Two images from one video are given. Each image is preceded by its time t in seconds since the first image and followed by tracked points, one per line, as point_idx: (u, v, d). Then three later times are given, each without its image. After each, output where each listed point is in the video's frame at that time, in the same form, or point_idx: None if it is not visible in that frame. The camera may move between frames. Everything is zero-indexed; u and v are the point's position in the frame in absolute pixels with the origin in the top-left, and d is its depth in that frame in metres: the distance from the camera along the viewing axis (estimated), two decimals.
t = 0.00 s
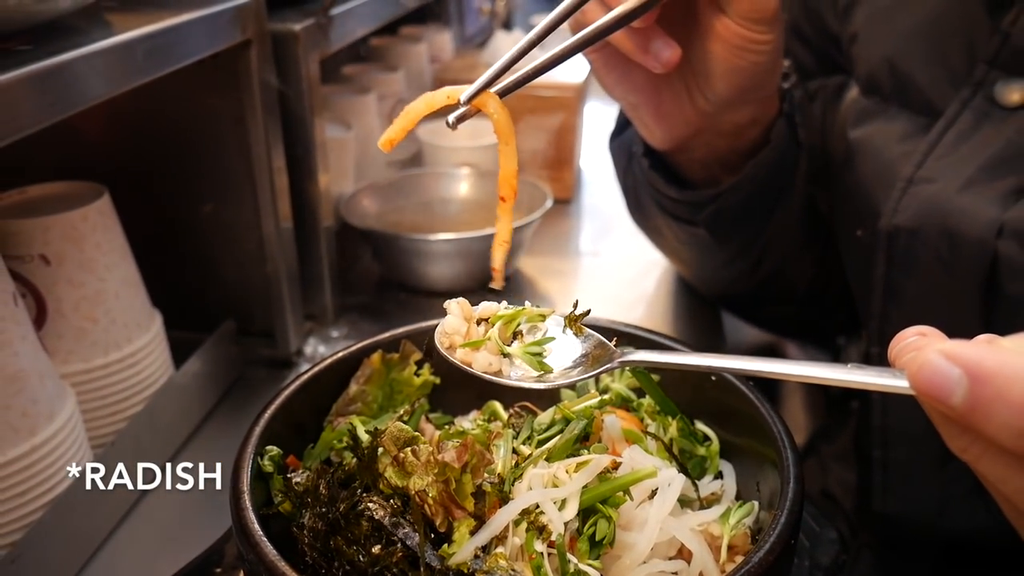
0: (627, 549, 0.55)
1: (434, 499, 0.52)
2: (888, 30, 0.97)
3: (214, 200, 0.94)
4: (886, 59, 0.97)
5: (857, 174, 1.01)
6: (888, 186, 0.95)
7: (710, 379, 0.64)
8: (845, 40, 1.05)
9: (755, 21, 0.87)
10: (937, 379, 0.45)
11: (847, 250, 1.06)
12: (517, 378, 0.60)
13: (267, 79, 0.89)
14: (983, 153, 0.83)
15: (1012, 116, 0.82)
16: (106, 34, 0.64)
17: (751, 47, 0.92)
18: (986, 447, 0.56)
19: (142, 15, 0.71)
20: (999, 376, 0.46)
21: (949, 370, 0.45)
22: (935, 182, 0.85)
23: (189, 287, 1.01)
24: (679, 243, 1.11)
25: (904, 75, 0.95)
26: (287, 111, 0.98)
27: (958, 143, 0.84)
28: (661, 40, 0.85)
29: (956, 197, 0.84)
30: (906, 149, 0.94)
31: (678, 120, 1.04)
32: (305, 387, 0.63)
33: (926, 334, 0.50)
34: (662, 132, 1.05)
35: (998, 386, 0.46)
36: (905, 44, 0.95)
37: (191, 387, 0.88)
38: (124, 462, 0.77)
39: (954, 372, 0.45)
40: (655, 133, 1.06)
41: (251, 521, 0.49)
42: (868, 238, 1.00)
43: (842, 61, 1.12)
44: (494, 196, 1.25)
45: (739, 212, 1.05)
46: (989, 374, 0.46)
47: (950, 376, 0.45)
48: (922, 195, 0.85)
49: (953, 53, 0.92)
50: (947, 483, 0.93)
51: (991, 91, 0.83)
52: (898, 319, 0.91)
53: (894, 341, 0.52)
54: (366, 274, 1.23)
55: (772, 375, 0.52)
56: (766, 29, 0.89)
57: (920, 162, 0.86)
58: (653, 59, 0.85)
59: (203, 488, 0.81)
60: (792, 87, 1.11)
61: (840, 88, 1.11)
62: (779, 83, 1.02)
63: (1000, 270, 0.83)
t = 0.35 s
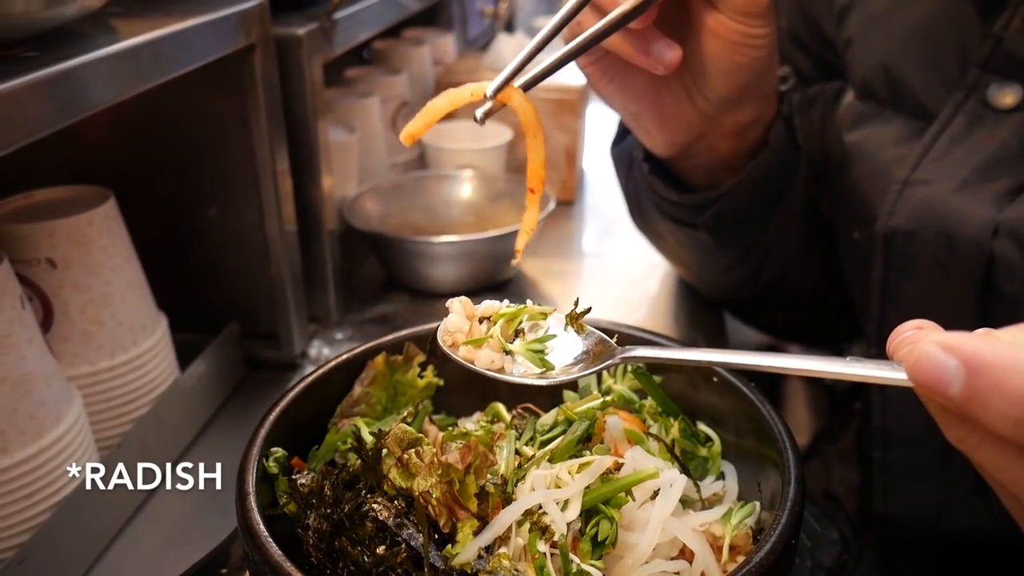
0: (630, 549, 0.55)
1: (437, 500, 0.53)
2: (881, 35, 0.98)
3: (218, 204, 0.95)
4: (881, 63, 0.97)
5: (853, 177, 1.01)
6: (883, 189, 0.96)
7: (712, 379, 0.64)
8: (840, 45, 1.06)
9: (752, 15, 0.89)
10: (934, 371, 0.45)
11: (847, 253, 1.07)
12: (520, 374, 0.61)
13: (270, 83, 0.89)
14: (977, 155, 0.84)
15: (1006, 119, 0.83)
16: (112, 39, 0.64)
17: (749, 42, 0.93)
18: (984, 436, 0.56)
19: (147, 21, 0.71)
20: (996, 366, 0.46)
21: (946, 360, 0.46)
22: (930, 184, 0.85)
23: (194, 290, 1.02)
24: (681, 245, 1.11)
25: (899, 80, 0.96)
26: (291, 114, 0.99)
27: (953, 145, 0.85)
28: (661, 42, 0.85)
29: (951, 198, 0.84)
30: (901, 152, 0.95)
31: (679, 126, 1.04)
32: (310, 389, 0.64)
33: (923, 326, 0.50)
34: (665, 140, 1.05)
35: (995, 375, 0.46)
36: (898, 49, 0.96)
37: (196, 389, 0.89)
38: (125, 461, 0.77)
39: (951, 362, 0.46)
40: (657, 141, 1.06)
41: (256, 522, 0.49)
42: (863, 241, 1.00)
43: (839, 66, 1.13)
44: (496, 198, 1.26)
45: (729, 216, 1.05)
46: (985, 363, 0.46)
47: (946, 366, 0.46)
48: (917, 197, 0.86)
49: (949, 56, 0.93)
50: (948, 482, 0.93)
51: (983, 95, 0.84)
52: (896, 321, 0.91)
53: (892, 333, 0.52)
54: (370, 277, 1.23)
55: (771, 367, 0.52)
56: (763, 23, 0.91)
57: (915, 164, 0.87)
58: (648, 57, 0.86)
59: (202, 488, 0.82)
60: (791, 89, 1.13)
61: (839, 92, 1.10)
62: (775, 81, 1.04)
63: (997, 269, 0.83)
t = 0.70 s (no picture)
0: (631, 548, 0.56)
1: (441, 498, 0.54)
2: (882, 39, 0.98)
3: (223, 205, 0.96)
4: (882, 65, 0.98)
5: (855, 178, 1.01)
6: (884, 190, 0.97)
7: (714, 379, 0.64)
8: (842, 46, 1.06)
9: (721, 9, 0.91)
10: (938, 336, 0.46)
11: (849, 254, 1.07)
12: (529, 362, 0.61)
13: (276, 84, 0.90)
14: (977, 157, 0.84)
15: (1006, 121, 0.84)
16: (121, 41, 0.65)
17: (729, 37, 0.94)
18: (988, 400, 0.57)
19: (154, 23, 0.72)
20: (996, 328, 0.47)
21: (948, 324, 0.46)
22: (932, 184, 0.85)
23: (199, 290, 1.02)
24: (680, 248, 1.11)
25: (900, 82, 0.96)
26: (295, 116, 0.99)
27: (954, 147, 0.85)
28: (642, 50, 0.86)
29: (953, 197, 0.84)
30: (902, 153, 0.96)
31: (675, 133, 1.05)
32: (313, 389, 0.64)
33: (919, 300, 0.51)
34: (662, 152, 1.06)
35: (996, 338, 0.47)
36: (899, 52, 0.96)
37: (200, 389, 0.89)
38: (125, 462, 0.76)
39: (952, 325, 0.46)
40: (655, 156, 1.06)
41: (262, 521, 0.50)
42: (866, 241, 1.01)
43: (841, 68, 1.13)
44: (498, 200, 1.26)
45: (722, 220, 1.05)
46: (985, 326, 0.47)
47: (949, 330, 0.46)
48: (918, 198, 0.86)
49: (949, 56, 0.93)
50: (952, 481, 0.94)
51: (983, 97, 0.84)
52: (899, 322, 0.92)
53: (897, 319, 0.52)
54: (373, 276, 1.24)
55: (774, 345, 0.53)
56: (739, 15, 0.93)
57: (917, 165, 0.87)
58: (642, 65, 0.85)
59: (203, 488, 0.82)
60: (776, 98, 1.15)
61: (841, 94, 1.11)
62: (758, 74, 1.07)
63: (999, 267, 0.84)
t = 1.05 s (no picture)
0: (636, 543, 0.56)
1: (447, 493, 0.54)
2: (888, 42, 0.98)
3: (229, 204, 0.96)
4: (889, 70, 0.98)
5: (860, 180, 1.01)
6: (891, 195, 0.96)
7: (718, 377, 0.65)
8: (848, 49, 1.07)
9: (610, 50, 0.94)
10: (939, 350, 0.46)
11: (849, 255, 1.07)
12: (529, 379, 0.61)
13: (281, 85, 0.90)
14: (985, 161, 0.84)
15: (1014, 126, 0.83)
16: (128, 41, 0.65)
17: (638, 62, 0.97)
18: (989, 416, 0.58)
19: (161, 23, 0.72)
20: (994, 343, 0.48)
21: (948, 340, 0.46)
22: (939, 190, 0.86)
23: (204, 288, 1.03)
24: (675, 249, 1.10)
25: (907, 85, 0.97)
26: (301, 116, 1.00)
27: (960, 153, 0.85)
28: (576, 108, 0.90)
29: (961, 202, 0.85)
30: (908, 158, 0.96)
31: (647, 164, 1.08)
32: (319, 387, 0.64)
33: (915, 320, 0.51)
34: (639, 188, 1.09)
35: (994, 353, 0.48)
36: (906, 56, 0.96)
37: (205, 387, 0.89)
38: (125, 462, 0.75)
39: (953, 340, 0.46)
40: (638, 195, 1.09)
41: (269, 516, 0.50)
42: (872, 246, 1.01)
43: (844, 69, 1.13)
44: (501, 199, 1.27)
45: (715, 228, 1.08)
46: (983, 341, 0.47)
47: (950, 345, 0.46)
48: (925, 204, 0.86)
49: (956, 62, 0.94)
50: (955, 486, 0.93)
51: (992, 101, 0.84)
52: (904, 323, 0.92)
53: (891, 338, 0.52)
54: (377, 275, 1.24)
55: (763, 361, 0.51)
56: (631, 36, 0.96)
57: (924, 170, 0.87)
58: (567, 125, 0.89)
59: (202, 488, 0.82)
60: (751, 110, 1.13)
61: (845, 95, 1.13)
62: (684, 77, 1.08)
63: (1005, 273, 0.84)
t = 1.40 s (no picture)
0: (633, 543, 0.56)
1: (445, 494, 0.54)
2: (903, 40, 0.99)
3: (229, 206, 0.97)
4: (903, 69, 0.98)
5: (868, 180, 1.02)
6: (902, 197, 0.97)
7: (716, 377, 0.65)
8: (860, 47, 1.07)
9: (598, 44, 0.95)
10: (960, 343, 0.46)
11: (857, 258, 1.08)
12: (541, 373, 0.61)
13: (281, 87, 0.90)
14: (999, 163, 0.84)
15: None
16: (128, 44, 0.66)
17: (628, 54, 0.98)
18: (1007, 409, 0.58)
19: (161, 25, 0.73)
20: (1016, 337, 0.47)
21: (969, 333, 0.46)
22: (952, 191, 0.86)
23: (204, 289, 1.03)
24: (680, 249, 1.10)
25: (921, 83, 0.97)
26: (301, 117, 1.00)
27: (974, 153, 0.85)
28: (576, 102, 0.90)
29: (974, 204, 0.85)
30: (922, 157, 0.96)
31: (648, 156, 1.09)
32: (317, 389, 0.64)
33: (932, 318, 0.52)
34: (642, 180, 1.09)
35: (1016, 347, 0.48)
36: (919, 55, 0.97)
37: (206, 388, 0.90)
38: (126, 462, 0.75)
39: (974, 333, 0.46)
40: (641, 188, 1.10)
41: (268, 518, 0.50)
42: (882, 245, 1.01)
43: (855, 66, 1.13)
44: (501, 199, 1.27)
45: (715, 223, 1.07)
46: (1005, 334, 0.47)
47: (971, 338, 0.46)
48: (938, 205, 0.87)
49: (971, 62, 0.94)
50: (961, 486, 0.93)
51: (1006, 102, 0.84)
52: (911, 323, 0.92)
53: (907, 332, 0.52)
54: (378, 276, 1.24)
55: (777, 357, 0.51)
56: (617, 29, 0.96)
57: (937, 170, 0.87)
58: (568, 120, 0.89)
59: (202, 488, 0.82)
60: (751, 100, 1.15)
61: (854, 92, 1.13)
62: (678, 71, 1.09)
63: (1018, 276, 0.84)
